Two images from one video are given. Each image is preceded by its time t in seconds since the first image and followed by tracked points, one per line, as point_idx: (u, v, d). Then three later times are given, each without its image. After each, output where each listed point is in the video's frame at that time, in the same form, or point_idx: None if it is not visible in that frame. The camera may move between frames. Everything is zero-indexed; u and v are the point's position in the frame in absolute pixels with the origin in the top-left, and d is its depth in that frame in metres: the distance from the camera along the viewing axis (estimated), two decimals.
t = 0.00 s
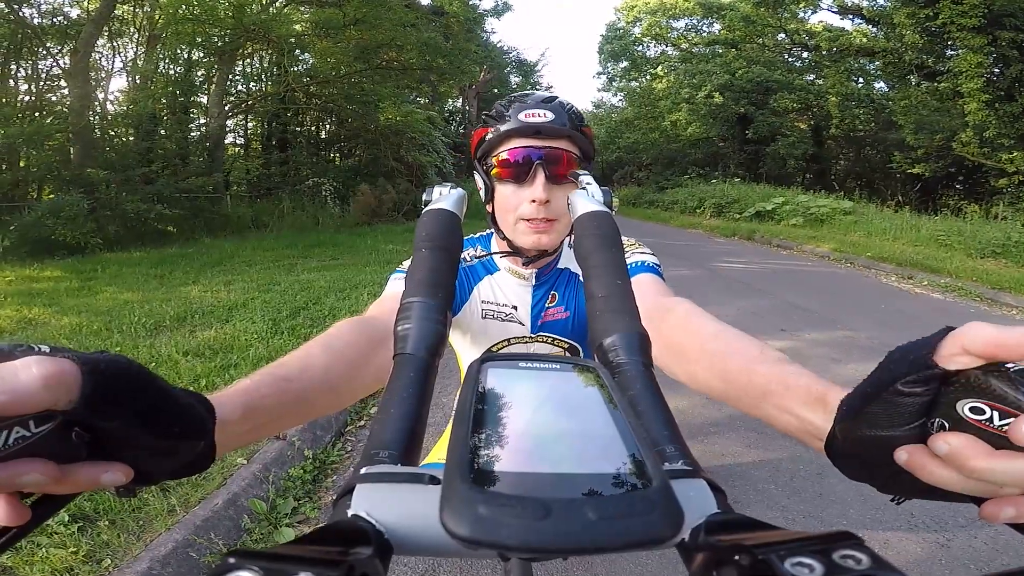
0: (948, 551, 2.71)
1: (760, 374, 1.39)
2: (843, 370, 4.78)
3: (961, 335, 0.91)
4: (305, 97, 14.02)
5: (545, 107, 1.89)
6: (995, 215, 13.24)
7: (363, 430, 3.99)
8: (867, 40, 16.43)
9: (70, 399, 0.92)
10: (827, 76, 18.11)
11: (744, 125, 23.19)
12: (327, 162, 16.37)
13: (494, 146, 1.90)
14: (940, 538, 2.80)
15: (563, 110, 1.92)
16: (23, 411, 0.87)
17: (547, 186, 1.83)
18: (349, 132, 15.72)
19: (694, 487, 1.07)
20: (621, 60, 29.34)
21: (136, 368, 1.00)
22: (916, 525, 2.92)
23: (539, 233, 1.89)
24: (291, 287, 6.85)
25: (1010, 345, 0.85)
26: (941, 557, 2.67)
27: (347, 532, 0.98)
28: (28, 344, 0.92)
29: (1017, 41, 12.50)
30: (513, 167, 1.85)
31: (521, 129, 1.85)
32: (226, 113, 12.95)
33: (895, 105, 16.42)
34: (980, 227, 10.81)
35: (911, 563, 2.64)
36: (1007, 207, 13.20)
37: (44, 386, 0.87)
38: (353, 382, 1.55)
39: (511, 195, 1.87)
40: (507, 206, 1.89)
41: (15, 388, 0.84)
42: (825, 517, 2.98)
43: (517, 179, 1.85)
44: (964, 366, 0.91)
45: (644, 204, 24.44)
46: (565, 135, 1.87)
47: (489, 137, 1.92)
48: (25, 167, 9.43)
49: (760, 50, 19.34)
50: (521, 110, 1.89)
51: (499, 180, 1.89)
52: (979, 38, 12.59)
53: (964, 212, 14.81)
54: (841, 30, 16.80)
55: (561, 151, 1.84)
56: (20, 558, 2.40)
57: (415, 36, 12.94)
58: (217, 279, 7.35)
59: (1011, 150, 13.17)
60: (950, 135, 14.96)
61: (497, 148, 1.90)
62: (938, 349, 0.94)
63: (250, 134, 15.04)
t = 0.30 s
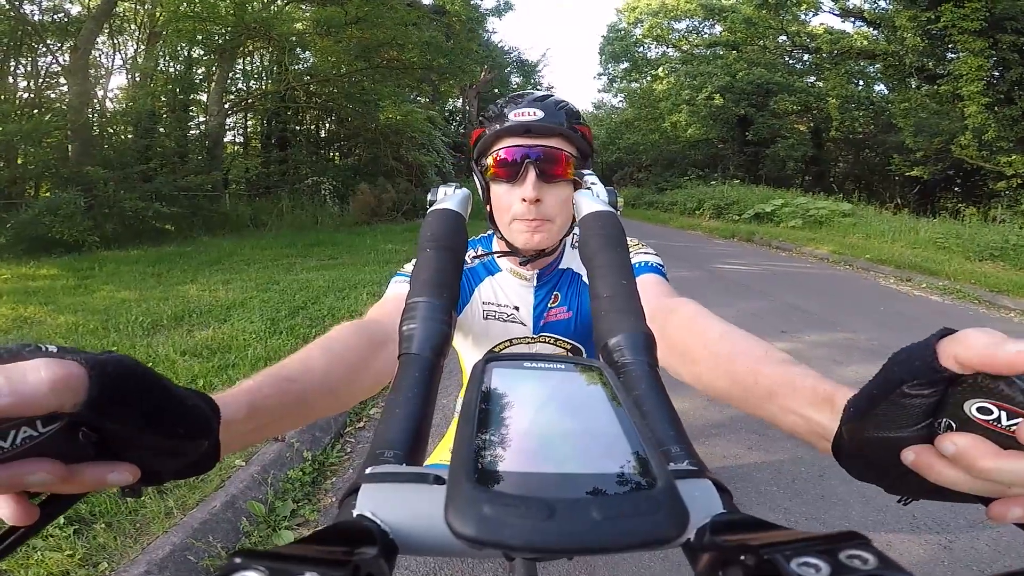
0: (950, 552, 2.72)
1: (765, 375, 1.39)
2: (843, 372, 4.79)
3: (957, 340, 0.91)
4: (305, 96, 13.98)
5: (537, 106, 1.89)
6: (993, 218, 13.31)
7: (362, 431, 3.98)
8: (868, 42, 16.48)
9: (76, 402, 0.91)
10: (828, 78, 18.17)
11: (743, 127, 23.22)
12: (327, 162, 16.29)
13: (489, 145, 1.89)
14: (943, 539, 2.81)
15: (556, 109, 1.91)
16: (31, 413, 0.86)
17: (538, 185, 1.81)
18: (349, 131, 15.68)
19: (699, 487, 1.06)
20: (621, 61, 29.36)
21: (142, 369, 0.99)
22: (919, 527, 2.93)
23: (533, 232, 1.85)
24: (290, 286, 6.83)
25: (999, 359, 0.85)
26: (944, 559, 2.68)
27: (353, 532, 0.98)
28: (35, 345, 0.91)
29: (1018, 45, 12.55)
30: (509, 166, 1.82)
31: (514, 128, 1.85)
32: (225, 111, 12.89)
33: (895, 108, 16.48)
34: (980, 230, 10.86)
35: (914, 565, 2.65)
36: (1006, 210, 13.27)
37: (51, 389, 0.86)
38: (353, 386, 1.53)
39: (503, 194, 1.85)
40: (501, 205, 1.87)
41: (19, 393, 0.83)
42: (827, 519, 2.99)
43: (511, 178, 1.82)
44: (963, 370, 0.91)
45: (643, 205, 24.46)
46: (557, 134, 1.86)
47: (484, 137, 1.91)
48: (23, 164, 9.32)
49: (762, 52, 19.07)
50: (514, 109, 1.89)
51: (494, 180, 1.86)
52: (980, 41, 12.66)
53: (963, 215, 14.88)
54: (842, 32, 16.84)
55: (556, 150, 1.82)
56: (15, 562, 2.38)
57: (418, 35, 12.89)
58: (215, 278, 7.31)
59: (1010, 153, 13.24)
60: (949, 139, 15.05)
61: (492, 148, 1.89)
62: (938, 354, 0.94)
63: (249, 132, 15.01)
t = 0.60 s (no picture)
0: (950, 557, 2.72)
1: (766, 371, 1.39)
2: (842, 375, 4.78)
3: (956, 342, 0.91)
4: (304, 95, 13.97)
5: (534, 102, 1.87)
6: (992, 221, 13.32)
7: (359, 432, 3.97)
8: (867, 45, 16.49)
9: (70, 404, 0.91)
10: (827, 80, 18.19)
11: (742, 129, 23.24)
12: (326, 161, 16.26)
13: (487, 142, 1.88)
14: (942, 544, 2.81)
15: (554, 104, 1.89)
16: (25, 415, 0.86)
17: (536, 181, 1.80)
18: (348, 130, 15.65)
19: (695, 487, 1.06)
20: (621, 62, 29.36)
21: (137, 369, 0.98)
22: (919, 530, 2.92)
23: (532, 229, 1.86)
24: (288, 286, 6.81)
25: (993, 370, 0.85)
26: (943, 563, 2.67)
27: (349, 532, 0.97)
28: (27, 344, 0.90)
29: (1017, 48, 12.57)
30: (506, 163, 1.81)
31: (511, 125, 1.83)
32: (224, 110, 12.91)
33: (894, 110, 16.50)
34: (979, 232, 10.87)
35: (913, 569, 2.65)
36: (1004, 213, 13.30)
37: (45, 392, 0.86)
38: (341, 375, 1.52)
39: (502, 190, 1.84)
40: (500, 202, 1.86)
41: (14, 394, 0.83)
42: (827, 522, 2.99)
43: (509, 174, 1.81)
44: (957, 373, 0.91)
45: (642, 206, 24.47)
46: (555, 129, 1.84)
47: (482, 134, 1.89)
48: (21, 162, 9.23)
49: (762, 53, 19.79)
50: (511, 106, 1.87)
51: (492, 176, 1.85)
52: (980, 44, 12.69)
53: (961, 218, 14.90)
54: (841, 34, 16.87)
55: (554, 147, 1.81)
56: (7, 563, 2.37)
57: (418, 34, 12.87)
58: (213, 277, 7.29)
59: (1009, 156, 13.26)
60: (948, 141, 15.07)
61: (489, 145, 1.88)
62: (935, 355, 0.93)
63: (248, 131, 14.70)
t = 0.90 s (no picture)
0: (952, 554, 2.71)
1: (757, 368, 1.38)
2: (841, 370, 4.76)
3: (950, 341, 0.91)
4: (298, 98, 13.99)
5: (511, 99, 1.85)
6: (990, 211, 13.26)
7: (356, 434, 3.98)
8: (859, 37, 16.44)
9: (61, 402, 0.91)
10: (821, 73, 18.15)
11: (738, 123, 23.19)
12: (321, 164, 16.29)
13: (464, 142, 1.86)
14: (944, 541, 2.80)
15: (531, 101, 1.87)
16: (13, 415, 0.86)
17: (516, 178, 1.79)
18: (343, 133, 15.69)
19: (687, 488, 1.06)
20: (615, 58, 29.30)
21: (129, 370, 0.99)
22: (920, 528, 2.91)
23: (513, 227, 1.86)
24: (284, 290, 6.83)
25: (985, 369, 0.85)
26: (945, 561, 2.66)
27: (341, 531, 0.97)
28: (16, 344, 0.90)
29: (1009, 38, 12.52)
30: (486, 160, 1.80)
31: (488, 123, 1.81)
32: (218, 115, 13.09)
33: (889, 102, 16.47)
34: (976, 223, 10.82)
35: (915, 567, 2.64)
36: (1002, 204, 13.23)
37: (37, 389, 0.87)
38: (333, 379, 1.53)
39: (482, 188, 1.83)
40: (481, 200, 1.86)
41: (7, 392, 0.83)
42: (826, 520, 2.98)
43: (489, 172, 1.80)
44: (947, 373, 0.92)
45: (640, 203, 24.42)
46: (532, 125, 1.82)
47: (460, 133, 1.87)
48: (16, 171, 9.19)
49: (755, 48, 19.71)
50: (488, 104, 1.85)
51: (472, 175, 1.84)
52: (971, 34, 12.65)
53: (959, 209, 14.84)
54: (834, 27, 16.82)
55: (532, 143, 1.79)
56: (5, 567, 2.38)
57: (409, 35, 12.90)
58: (209, 283, 7.32)
59: (1005, 147, 13.23)
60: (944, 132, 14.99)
61: (468, 143, 1.86)
62: (929, 354, 0.93)
63: (243, 135, 14.95)
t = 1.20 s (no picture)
0: (957, 553, 2.69)
1: (758, 364, 1.37)
2: (844, 367, 4.74)
3: (947, 340, 0.90)
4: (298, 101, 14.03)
5: (512, 95, 1.84)
6: (995, 204, 13.15)
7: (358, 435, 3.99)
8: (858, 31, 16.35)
9: (59, 397, 0.93)
10: (821, 68, 18.07)
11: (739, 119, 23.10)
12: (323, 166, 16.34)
13: (464, 139, 1.85)
14: (949, 540, 2.79)
15: (531, 97, 1.87)
16: (11, 410, 0.87)
17: (519, 174, 1.79)
18: (343, 136, 15.75)
19: (683, 487, 1.06)
20: (615, 56, 29.25)
21: (126, 371, 1.01)
22: (924, 526, 2.90)
23: (517, 224, 1.86)
24: (286, 293, 6.86)
25: (982, 369, 0.84)
26: (950, 560, 2.65)
27: (335, 531, 0.97)
28: (12, 343, 0.92)
29: (1009, 31, 12.44)
30: (487, 157, 1.79)
31: (489, 120, 1.80)
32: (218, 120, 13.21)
33: (890, 97, 16.37)
34: (980, 217, 10.72)
35: (919, 566, 2.62)
36: (1006, 196, 13.13)
37: (34, 382, 0.88)
38: (326, 377, 1.53)
39: (484, 185, 1.83)
40: (483, 198, 1.85)
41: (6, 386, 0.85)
42: (830, 519, 2.97)
43: (491, 170, 1.80)
44: (943, 372, 0.91)
45: (642, 201, 24.36)
46: (533, 121, 1.81)
47: (460, 129, 1.86)
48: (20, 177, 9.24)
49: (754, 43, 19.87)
50: (488, 100, 1.84)
51: (472, 172, 1.83)
52: (970, 27, 12.57)
53: (964, 203, 14.72)
54: (833, 22, 16.72)
55: (533, 139, 1.78)
56: (8, 568, 2.40)
57: (405, 36, 13.02)
58: (212, 286, 7.37)
59: (1008, 140, 13.12)
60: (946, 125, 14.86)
61: (469, 140, 1.85)
62: (924, 354, 0.93)
63: (245, 139, 15.16)
